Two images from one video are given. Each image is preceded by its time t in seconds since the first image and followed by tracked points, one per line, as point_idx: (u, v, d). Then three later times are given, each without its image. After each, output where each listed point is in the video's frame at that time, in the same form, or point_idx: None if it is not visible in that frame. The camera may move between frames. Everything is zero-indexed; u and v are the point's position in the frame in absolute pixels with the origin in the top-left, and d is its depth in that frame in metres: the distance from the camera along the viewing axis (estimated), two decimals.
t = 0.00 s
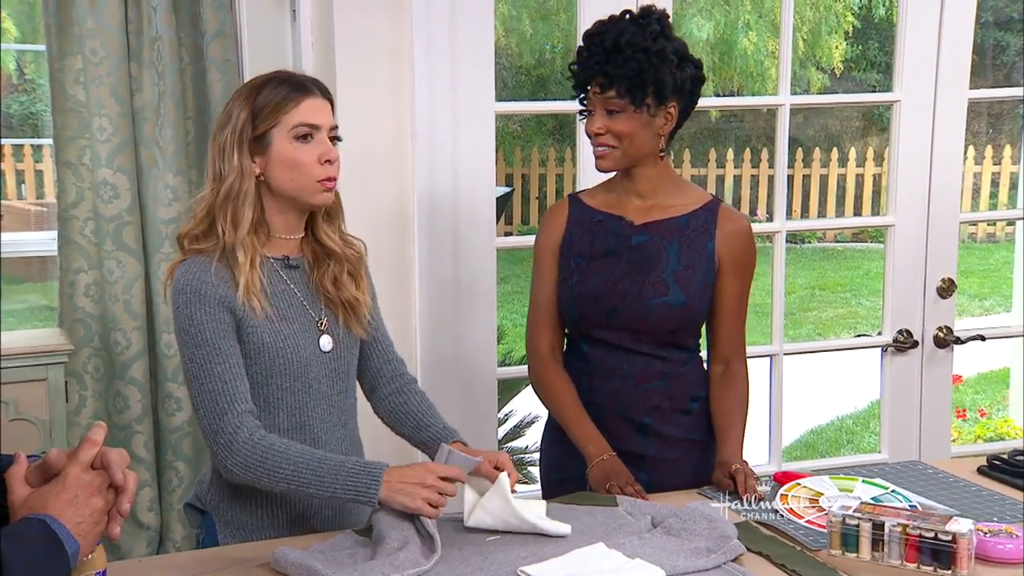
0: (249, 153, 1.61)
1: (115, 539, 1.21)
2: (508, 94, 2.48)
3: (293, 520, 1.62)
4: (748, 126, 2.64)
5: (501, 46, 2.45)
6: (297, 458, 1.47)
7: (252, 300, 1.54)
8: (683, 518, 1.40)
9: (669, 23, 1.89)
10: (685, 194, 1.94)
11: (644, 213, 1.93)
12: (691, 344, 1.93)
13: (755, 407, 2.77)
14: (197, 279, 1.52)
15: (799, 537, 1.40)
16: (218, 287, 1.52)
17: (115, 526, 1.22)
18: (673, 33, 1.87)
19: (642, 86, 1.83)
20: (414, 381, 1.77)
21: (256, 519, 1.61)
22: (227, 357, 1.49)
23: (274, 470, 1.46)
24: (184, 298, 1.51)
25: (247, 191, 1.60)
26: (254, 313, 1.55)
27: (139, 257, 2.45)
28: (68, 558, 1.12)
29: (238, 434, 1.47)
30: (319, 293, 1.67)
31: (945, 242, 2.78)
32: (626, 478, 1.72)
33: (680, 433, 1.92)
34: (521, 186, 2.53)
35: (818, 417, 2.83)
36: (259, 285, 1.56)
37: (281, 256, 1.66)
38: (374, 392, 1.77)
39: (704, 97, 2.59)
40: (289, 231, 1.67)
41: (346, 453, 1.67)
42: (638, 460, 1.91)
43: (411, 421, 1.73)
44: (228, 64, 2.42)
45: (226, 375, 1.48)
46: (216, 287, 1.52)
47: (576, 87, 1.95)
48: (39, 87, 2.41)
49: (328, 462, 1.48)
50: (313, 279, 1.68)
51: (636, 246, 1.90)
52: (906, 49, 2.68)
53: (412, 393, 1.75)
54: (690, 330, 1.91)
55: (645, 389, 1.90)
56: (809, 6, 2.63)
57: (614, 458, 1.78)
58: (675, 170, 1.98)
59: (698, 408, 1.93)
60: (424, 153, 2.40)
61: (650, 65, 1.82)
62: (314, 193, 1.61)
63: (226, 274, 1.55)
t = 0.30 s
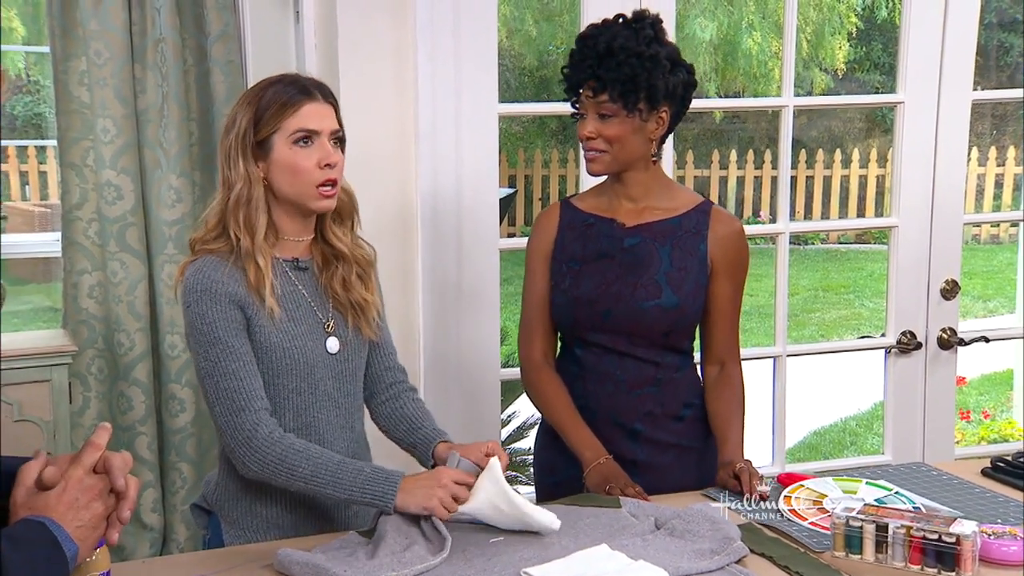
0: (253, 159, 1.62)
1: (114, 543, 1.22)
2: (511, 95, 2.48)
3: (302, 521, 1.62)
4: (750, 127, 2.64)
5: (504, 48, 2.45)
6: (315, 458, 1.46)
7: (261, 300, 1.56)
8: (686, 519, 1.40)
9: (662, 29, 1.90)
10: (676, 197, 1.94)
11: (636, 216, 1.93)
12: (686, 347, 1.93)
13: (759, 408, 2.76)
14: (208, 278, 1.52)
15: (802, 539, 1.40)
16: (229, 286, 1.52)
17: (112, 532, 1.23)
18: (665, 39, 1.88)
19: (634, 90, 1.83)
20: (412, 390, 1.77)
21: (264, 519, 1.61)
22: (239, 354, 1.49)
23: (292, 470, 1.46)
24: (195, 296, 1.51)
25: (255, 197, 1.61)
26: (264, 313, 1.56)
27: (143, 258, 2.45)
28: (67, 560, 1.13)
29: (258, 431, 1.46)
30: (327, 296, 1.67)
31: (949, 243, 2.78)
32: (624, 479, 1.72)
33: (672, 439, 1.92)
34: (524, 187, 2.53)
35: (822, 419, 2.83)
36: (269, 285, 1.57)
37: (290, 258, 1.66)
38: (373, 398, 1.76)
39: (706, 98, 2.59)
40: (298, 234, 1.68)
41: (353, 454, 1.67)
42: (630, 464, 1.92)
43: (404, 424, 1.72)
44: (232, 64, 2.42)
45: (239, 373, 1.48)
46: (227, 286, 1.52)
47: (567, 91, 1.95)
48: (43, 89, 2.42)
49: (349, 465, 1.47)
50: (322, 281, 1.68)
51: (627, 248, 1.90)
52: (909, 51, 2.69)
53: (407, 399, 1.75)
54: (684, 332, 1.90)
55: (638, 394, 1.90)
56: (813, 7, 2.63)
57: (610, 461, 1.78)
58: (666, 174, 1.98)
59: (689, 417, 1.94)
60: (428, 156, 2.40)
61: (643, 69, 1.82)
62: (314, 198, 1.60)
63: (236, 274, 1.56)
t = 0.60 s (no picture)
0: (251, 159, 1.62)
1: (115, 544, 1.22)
2: (513, 95, 2.48)
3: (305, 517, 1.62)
4: (752, 128, 2.64)
5: (506, 48, 2.45)
6: (319, 448, 1.46)
7: (262, 295, 1.55)
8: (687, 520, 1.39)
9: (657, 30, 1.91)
10: (671, 197, 1.94)
11: (631, 216, 1.93)
12: (683, 348, 1.93)
13: (761, 409, 2.76)
14: (210, 273, 1.53)
15: (804, 539, 1.40)
16: (230, 281, 1.53)
17: (114, 532, 1.22)
18: (660, 40, 1.89)
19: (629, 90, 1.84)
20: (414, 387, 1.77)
21: (268, 516, 1.61)
22: (241, 348, 1.49)
23: (295, 459, 1.46)
24: (196, 290, 1.51)
25: (253, 197, 1.61)
26: (265, 308, 1.56)
27: (145, 258, 2.46)
28: (67, 560, 1.13)
29: (259, 422, 1.47)
30: (329, 293, 1.67)
31: (951, 244, 2.78)
32: (620, 481, 1.72)
33: (666, 442, 1.92)
34: (526, 187, 2.53)
35: (824, 419, 2.82)
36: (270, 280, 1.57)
37: (292, 257, 1.66)
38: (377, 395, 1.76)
39: (707, 98, 2.59)
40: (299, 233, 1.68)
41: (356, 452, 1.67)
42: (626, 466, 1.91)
43: (406, 421, 1.72)
44: (234, 65, 2.42)
45: (240, 367, 1.48)
46: (228, 281, 1.52)
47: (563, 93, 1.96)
48: (46, 89, 2.42)
49: (353, 454, 1.46)
50: (324, 278, 1.67)
51: (622, 248, 1.90)
52: (912, 51, 2.69)
53: (411, 396, 1.74)
54: (680, 333, 1.90)
55: (632, 397, 1.90)
56: (815, 7, 2.63)
57: (608, 462, 1.78)
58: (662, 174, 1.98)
59: (684, 420, 1.94)
60: (428, 156, 2.40)
61: (637, 69, 1.83)
62: (313, 197, 1.61)
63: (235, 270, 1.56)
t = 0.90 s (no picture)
0: (254, 155, 1.62)
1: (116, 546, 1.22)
2: (513, 95, 2.48)
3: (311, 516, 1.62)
4: (752, 128, 2.64)
5: (506, 48, 2.46)
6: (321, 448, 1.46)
7: (261, 294, 1.56)
8: (687, 520, 1.39)
9: (652, 29, 1.91)
10: (668, 198, 1.94)
11: (628, 217, 1.93)
12: (681, 349, 1.93)
13: (761, 409, 2.76)
14: (207, 276, 1.53)
15: (804, 539, 1.40)
16: (227, 282, 1.53)
17: (112, 535, 1.22)
18: (655, 38, 1.89)
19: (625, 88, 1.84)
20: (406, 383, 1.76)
21: (274, 514, 1.61)
22: (240, 348, 1.49)
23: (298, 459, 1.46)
24: (194, 293, 1.51)
25: (256, 192, 1.61)
26: (263, 308, 1.56)
27: (145, 258, 2.46)
28: (66, 559, 1.12)
29: (262, 422, 1.47)
30: (324, 291, 1.67)
31: (951, 244, 2.78)
32: (619, 481, 1.72)
33: (664, 443, 1.92)
34: (526, 187, 2.54)
35: (824, 420, 2.82)
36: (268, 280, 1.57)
37: (286, 256, 1.66)
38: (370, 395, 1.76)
39: (706, 98, 2.59)
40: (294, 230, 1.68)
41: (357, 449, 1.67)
42: (624, 467, 1.91)
43: (387, 423, 1.71)
44: (234, 65, 2.43)
45: (240, 367, 1.48)
46: (225, 282, 1.53)
47: (558, 92, 1.96)
48: (46, 89, 2.42)
49: (356, 449, 1.47)
50: (318, 275, 1.68)
51: (620, 249, 1.90)
52: (912, 52, 2.69)
53: (400, 394, 1.73)
54: (679, 334, 1.91)
55: (630, 399, 1.90)
56: (815, 7, 2.63)
57: (606, 463, 1.78)
58: (658, 174, 1.98)
59: (683, 421, 1.94)
60: (429, 155, 2.41)
61: (633, 68, 1.83)
62: (313, 195, 1.62)
63: (233, 271, 1.56)
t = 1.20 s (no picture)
0: (248, 168, 1.62)
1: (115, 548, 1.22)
2: (513, 96, 2.48)
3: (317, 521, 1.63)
4: (752, 127, 2.64)
5: (506, 48, 2.46)
6: (324, 460, 1.45)
7: (262, 307, 1.56)
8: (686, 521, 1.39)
9: (650, 28, 1.91)
10: (668, 199, 1.94)
11: (627, 218, 1.93)
12: (680, 350, 1.93)
13: (761, 409, 2.76)
14: (208, 290, 1.53)
15: (804, 539, 1.40)
16: (228, 295, 1.53)
17: (111, 537, 1.22)
18: (653, 38, 1.88)
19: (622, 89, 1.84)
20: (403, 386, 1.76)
21: (280, 521, 1.61)
22: (243, 363, 1.49)
23: (301, 474, 1.46)
24: (195, 309, 1.51)
25: (254, 204, 1.61)
26: (265, 319, 1.56)
27: (145, 258, 2.46)
28: (61, 564, 1.12)
29: (264, 438, 1.47)
30: (322, 296, 1.67)
31: (952, 244, 2.78)
32: (618, 483, 1.73)
33: (662, 444, 1.92)
34: (526, 188, 2.54)
35: (824, 420, 2.82)
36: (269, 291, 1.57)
37: (283, 265, 1.66)
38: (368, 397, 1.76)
39: (707, 98, 2.59)
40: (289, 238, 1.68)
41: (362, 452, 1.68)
42: (623, 468, 1.91)
43: (391, 429, 1.72)
44: (234, 65, 2.43)
45: (242, 381, 1.48)
46: (226, 296, 1.52)
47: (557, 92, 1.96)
48: (46, 89, 2.42)
49: (353, 466, 1.44)
50: (314, 280, 1.68)
51: (619, 250, 1.89)
52: (912, 52, 2.69)
53: (399, 398, 1.74)
54: (678, 335, 1.91)
55: (628, 400, 1.90)
56: (815, 7, 2.63)
57: (604, 464, 1.78)
58: (658, 175, 1.98)
59: (682, 421, 1.94)
60: (429, 157, 2.40)
61: (630, 68, 1.83)
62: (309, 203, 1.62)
63: (233, 285, 1.56)
